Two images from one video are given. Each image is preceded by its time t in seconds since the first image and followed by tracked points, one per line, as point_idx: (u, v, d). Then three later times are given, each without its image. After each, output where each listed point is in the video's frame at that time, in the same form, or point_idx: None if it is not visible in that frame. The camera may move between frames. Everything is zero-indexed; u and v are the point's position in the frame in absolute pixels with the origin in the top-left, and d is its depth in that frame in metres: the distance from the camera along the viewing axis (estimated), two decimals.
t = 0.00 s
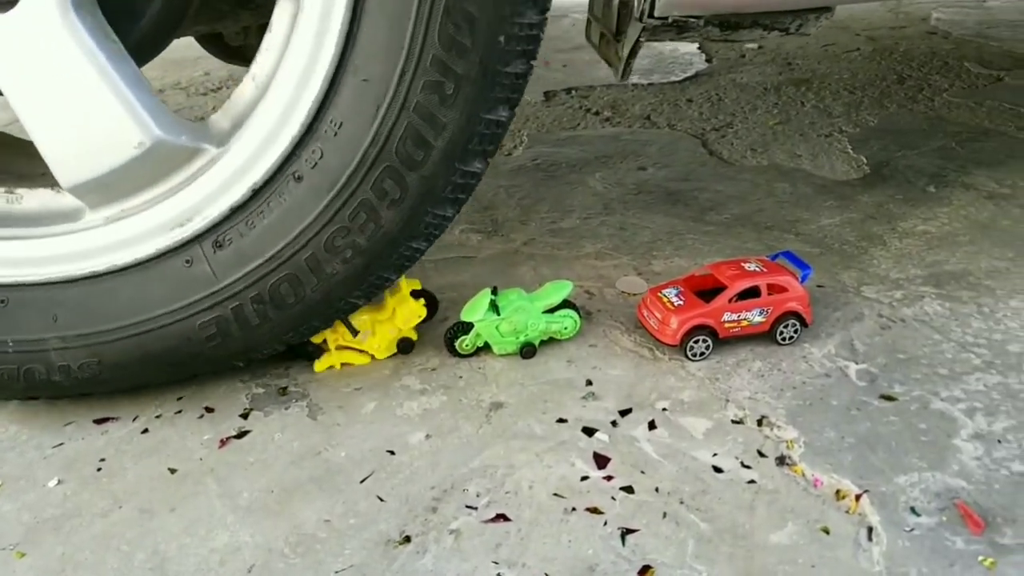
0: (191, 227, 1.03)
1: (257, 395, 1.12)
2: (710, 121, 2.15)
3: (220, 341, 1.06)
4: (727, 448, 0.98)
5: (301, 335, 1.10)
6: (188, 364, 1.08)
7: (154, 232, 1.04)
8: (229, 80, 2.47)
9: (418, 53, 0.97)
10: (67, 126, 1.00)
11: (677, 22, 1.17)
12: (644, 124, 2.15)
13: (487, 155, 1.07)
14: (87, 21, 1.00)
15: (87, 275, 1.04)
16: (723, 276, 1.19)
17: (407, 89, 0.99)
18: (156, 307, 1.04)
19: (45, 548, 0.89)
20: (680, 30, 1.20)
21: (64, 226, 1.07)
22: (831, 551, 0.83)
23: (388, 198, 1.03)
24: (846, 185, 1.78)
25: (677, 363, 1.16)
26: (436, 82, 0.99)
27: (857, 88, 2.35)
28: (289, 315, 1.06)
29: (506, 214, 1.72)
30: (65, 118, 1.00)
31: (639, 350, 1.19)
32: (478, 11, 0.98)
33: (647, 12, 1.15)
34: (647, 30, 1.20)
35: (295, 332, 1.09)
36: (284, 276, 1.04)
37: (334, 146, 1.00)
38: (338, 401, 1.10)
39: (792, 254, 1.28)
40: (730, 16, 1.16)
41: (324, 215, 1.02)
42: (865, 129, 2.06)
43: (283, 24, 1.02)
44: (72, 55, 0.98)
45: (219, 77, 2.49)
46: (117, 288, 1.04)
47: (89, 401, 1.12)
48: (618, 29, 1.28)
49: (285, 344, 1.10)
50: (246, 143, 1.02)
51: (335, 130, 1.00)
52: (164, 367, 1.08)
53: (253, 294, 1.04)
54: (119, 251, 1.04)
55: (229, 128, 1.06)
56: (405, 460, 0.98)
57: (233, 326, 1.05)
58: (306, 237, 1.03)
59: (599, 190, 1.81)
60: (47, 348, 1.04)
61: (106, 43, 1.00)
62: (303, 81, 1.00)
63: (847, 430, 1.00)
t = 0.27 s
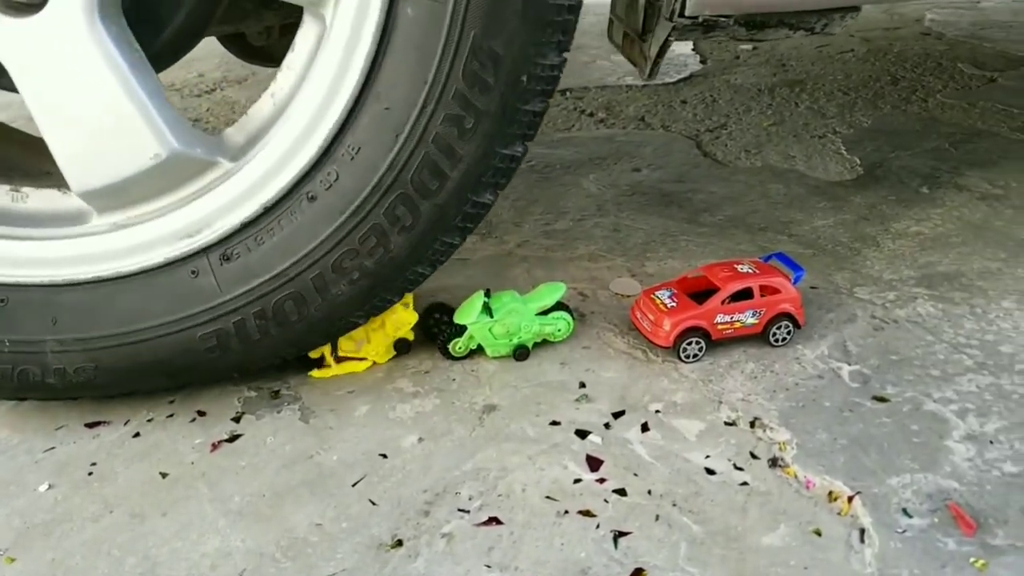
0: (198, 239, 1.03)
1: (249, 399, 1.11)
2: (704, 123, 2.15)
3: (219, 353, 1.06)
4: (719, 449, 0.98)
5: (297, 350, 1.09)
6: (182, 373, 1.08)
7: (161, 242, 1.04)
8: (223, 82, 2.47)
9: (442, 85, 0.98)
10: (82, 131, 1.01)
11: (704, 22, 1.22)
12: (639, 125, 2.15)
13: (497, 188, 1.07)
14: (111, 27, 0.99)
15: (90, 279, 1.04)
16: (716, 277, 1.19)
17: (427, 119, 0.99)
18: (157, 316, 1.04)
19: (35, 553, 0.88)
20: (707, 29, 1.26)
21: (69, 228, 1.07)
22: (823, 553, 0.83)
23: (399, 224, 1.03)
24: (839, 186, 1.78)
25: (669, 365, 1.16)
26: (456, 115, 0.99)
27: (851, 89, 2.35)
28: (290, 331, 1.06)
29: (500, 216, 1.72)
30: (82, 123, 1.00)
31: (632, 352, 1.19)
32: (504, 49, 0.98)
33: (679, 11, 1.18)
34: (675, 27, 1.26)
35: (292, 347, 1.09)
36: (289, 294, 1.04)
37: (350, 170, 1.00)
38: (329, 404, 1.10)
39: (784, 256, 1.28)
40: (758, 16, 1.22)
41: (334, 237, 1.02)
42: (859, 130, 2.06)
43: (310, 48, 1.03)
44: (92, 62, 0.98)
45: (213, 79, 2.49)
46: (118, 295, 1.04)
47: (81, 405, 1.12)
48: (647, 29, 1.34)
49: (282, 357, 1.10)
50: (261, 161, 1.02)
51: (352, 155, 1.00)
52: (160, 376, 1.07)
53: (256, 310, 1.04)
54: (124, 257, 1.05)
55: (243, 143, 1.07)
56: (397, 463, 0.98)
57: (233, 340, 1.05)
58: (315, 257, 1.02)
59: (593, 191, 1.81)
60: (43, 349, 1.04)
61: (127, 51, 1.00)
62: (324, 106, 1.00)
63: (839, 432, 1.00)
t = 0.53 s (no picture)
0: (208, 246, 1.04)
1: (242, 400, 1.11)
2: (698, 123, 2.15)
3: (217, 360, 1.06)
4: (712, 450, 0.98)
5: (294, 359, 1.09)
6: (176, 377, 1.08)
7: (171, 244, 1.05)
8: (217, 81, 2.46)
9: (464, 112, 0.98)
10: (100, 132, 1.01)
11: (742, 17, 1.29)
12: (634, 125, 2.15)
13: (509, 216, 1.07)
14: (136, 32, 0.99)
15: (95, 277, 1.05)
16: (710, 278, 1.19)
17: (446, 144, 0.99)
18: (158, 319, 1.04)
19: (27, 554, 0.88)
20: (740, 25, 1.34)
21: (77, 225, 1.07)
22: (816, 554, 0.83)
23: (410, 245, 1.03)
24: (833, 187, 1.78)
25: (663, 365, 1.16)
26: (476, 143, 0.99)
27: (846, 90, 2.35)
28: (292, 342, 1.06)
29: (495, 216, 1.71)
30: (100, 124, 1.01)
31: (626, 353, 1.19)
32: (529, 83, 0.98)
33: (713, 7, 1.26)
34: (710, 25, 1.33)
35: (291, 358, 1.08)
36: (293, 305, 1.04)
37: (366, 188, 1.01)
38: (323, 405, 1.09)
39: (778, 256, 1.28)
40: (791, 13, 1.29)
41: (343, 253, 1.02)
42: (854, 131, 2.07)
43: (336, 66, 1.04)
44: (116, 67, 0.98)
45: (208, 78, 2.48)
46: (121, 295, 1.05)
47: (73, 406, 1.11)
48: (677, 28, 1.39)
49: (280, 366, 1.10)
50: (279, 173, 1.03)
51: (370, 173, 1.01)
52: (155, 379, 1.08)
53: (260, 319, 1.04)
54: (131, 258, 1.05)
55: (260, 153, 1.08)
56: (390, 464, 0.98)
57: (233, 348, 1.05)
58: (323, 271, 1.02)
59: (587, 191, 1.81)
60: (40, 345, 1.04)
61: (150, 55, 1.01)
62: (346, 123, 1.00)
63: (832, 433, 1.00)
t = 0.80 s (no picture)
0: (219, 254, 1.03)
1: (235, 399, 1.11)
2: (693, 122, 2.15)
3: (216, 368, 1.06)
4: (706, 450, 0.98)
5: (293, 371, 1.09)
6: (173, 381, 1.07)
7: (181, 250, 1.05)
8: (212, 80, 2.45)
9: (485, 144, 0.99)
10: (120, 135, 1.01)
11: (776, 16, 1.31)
12: (628, 125, 2.15)
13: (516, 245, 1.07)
14: (165, 38, 0.99)
15: (102, 277, 1.04)
16: (704, 277, 1.19)
17: (464, 173, 0.99)
18: (161, 324, 1.04)
19: (18, 554, 0.88)
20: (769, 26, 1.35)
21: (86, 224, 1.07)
22: (809, 553, 0.83)
23: (420, 268, 1.03)
24: (827, 186, 1.78)
25: (657, 365, 1.15)
26: (494, 174, 1.00)
27: (841, 89, 2.35)
28: (294, 354, 1.06)
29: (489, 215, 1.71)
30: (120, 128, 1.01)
31: (620, 352, 1.19)
32: (551, 119, 0.99)
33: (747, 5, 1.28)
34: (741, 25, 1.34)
35: (291, 369, 1.08)
36: (299, 320, 1.04)
37: (381, 210, 1.01)
38: (316, 405, 1.09)
39: (772, 256, 1.28)
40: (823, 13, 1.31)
41: (352, 271, 1.02)
42: (848, 130, 2.07)
43: (358, 85, 1.03)
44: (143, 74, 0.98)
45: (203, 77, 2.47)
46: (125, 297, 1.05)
47: (66, 406, 1.11)
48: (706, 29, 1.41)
49: (278, 376, 1.10)
50: (294, 189, 1.02)
51: (385, 196, 1.00)
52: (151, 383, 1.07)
53: (264, 331, 1.04)
54: (139, 261, 1.05)
55: (276, 166, 1.07)
56: (383, 464, 0.98)
57: (235, 357, 1.05)
58: (331, 287, 1.02)
59: (582, 190, 1.81)
60: (40, 341, 1.04)
61: (177, 62, 1.01)
62: (365, 145, 1.00)
63: (826, 432, 1.00)
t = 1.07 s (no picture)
0: (232, 259, 1.04)
1: (229, 398, 1.11)
2: (690, 120, 2.15)
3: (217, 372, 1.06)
4: (700, 447, 0.98)
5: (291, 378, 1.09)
6: (174, 383, 1.07)
7: (194, 252, 1.06)
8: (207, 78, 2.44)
9: (505, 171, 1.00)
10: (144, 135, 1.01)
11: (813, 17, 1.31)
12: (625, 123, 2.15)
13: (526, 270, 1.08)
14: (198, 43, 1.00)
15: (112, 274, 1.05)
16: (698, 276, 1.19)
17: (482, 198, 1.01)
18: (168, 324, 1.04)
19: (12, 553, 0.88)
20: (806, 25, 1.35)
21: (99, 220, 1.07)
22: (803, 551, 0.83)
23: (431, 286, 1.04)
24: (823, 184, 1.78)
25: (652, 363, 1.15)
26: (512, 202, 1.01)
27: (838, 87, 2.35)
28: (297, 364, 1.07)
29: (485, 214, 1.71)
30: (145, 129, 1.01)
31: (615, 351, 1.19)
32: (572, 152, 1.00)
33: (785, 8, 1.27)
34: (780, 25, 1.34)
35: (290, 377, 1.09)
36: (304, 330, 1.04)
37: (397, 227, 1.02)
38: (310, 403, 1.09)
39: (767, 254, 1.28)
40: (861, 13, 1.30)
41: (363, 285, 1.03)
42: (845, 128, 2.07)
43: (384, 102, 1.05)
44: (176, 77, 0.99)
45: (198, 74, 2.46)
46: (133, 296, 1.05)
47: (60, 404, 1.11)
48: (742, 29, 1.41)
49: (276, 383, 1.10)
50: (313, 201, 1.04)
51: (402, 214, 1.02)
52: (149, 383, 1.07)
53: (269, 338, 1.04)
54: (150, 261, 1.06)
55: (292, 175, 1.08)
56: (378, 462, 0.97)
57: (236, 362, 1.05)
58: (340, 300, 1.03)
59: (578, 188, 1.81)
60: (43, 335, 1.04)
61: (207, 69, 1.01)
62: (387, 162, 1.02)
63: (820, 430, 1.00)
